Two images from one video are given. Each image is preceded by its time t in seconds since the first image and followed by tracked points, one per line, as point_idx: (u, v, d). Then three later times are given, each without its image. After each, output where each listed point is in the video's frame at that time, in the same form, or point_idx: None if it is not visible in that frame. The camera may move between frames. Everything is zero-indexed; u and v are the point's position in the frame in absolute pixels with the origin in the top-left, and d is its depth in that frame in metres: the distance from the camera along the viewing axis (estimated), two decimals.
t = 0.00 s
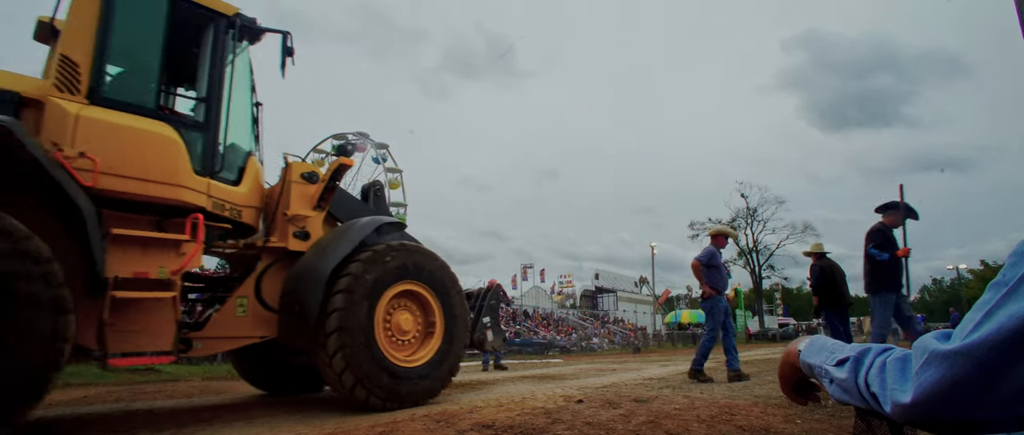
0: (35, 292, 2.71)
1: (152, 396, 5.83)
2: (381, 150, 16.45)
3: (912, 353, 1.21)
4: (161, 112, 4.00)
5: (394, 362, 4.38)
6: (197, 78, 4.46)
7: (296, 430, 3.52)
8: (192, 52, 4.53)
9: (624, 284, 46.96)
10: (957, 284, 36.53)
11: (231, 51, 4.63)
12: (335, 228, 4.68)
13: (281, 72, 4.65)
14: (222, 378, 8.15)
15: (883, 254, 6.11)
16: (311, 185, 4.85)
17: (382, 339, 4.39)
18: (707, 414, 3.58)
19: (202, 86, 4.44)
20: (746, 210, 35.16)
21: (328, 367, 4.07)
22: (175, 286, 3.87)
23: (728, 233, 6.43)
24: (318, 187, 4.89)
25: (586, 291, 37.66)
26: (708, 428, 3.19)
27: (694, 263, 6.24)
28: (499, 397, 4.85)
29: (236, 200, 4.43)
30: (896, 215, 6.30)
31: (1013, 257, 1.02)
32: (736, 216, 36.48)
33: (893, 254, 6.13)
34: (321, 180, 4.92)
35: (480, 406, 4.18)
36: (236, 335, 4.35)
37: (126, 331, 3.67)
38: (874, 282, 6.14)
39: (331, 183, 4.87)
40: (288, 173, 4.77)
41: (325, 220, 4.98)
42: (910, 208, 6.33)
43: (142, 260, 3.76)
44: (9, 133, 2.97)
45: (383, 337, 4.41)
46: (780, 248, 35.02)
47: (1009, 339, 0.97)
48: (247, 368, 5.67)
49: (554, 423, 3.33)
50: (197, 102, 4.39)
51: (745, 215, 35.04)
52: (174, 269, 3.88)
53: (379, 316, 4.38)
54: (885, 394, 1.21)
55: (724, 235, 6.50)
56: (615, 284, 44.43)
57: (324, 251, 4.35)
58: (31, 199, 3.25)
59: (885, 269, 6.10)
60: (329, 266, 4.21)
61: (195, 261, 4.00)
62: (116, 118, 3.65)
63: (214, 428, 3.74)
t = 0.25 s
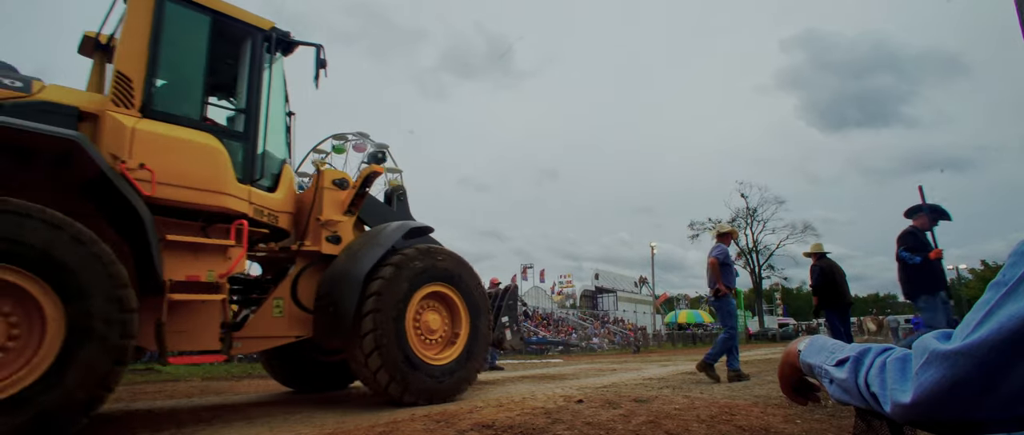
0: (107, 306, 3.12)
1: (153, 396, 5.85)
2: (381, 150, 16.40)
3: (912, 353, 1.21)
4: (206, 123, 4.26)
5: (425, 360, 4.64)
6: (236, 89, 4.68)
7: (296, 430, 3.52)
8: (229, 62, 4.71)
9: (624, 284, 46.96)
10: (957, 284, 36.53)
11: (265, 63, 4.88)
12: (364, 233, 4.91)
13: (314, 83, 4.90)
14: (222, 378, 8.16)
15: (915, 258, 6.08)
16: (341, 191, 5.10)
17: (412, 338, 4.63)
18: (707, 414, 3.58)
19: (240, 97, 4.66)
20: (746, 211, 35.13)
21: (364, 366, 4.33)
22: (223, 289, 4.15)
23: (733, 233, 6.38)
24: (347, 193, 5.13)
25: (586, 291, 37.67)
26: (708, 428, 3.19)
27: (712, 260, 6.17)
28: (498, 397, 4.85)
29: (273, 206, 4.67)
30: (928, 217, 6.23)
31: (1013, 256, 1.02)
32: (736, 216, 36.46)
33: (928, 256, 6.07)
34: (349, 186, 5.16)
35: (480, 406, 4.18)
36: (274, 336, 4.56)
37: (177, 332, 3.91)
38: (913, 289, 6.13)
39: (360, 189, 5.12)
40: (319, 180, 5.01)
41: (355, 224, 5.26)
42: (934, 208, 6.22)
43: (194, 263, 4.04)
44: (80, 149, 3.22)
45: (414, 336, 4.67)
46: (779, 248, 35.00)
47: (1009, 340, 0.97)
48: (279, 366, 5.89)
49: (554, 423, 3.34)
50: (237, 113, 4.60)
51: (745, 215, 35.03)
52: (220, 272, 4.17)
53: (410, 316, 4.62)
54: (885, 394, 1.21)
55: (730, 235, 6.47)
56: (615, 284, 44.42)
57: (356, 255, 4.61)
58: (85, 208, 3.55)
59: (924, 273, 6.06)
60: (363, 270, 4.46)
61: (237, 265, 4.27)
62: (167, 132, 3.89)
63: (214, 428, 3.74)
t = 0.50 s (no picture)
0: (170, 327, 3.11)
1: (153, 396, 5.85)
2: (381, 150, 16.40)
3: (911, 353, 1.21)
4: (247, 133, 4.33)
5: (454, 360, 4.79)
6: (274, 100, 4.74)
7: (296, 430, 3.52)
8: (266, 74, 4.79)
9: (624, 284, 46.97)
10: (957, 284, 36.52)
11: (303, 75, 4.95)
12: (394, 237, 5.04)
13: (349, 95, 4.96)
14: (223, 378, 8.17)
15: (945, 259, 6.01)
16: (372, 197, 5.15)
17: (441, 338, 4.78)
18: (707, 414, 3.58)
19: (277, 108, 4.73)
20: (746, 211, 35.13)
21: (397, 365, 4.48)
22: (266, 293, 4.23)
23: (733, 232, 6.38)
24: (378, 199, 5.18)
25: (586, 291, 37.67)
26: (708, 428, 3.19)
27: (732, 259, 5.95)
28: (498, 397, 4.85)
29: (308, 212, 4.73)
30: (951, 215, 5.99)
31: (1012, 256, 1.02)
32: (736, 216, 36.45)
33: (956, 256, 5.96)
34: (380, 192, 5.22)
35: (480, 406, 4.19)
36: (310, 336, 4.60)
37: (224, 332, 3.95)
38: (938, 286, 6.14)
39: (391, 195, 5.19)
40: (351, 186, 5.06)
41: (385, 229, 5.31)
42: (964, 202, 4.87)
43: (239, 268, 4.10)
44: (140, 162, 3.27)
45: (443, 336, 4.81)
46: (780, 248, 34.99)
47: (1009, 339, 0.97)
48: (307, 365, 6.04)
49: (554, 423, 3.34)
50: (274, 123, 4.65)
51: (745, 215, 35.03)
52: (265, 276, 4.22)
53: (439, 317, 4.76)
54: (884, 394, 1.21)
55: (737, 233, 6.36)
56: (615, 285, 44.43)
57: (388, 259, 4.72)
58: (139, 214, 3.55)
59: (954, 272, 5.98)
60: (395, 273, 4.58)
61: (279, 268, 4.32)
62: (215, 143, 3.97)
63: (214, 428, 3.74)
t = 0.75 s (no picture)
0: (224, 329, 3.29)
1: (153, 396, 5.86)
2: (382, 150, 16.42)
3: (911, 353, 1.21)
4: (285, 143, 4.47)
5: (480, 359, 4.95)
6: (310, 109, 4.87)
7: (296, 430, 3.52)
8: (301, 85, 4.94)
9: (624, 284, 46.98)
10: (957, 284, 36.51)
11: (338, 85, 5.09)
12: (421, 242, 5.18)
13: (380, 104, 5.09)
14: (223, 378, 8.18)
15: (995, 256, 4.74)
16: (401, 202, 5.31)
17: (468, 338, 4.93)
18: (707, 414, 3.58)
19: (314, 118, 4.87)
20: (746, 211, 35.12)
21: (427, 363, 4.63)
22: (306, 295, 4.42)
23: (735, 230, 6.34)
24: (406, 204, 5.34)
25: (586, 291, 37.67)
26: (708, 428, 3.19)
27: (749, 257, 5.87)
28: (498, 397, 4.85)
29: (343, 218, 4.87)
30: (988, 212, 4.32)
31: (1011, 255, 1.02)
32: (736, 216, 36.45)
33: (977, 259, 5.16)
34: (408, 198, 5.37)
35: (480, 406, 4.19)
36: (343, 336, 4.79)
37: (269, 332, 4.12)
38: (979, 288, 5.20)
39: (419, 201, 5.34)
40: (380, 192, 5.23)
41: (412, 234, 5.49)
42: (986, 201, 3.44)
43: (282, 271, 4.28)
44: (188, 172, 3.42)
45: (470, 336, 4.97)
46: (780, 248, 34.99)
47: (1009, 338, 0.97)
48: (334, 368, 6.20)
49: (554, 423, 3.34)
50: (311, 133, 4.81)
51: (745, 215, 35.03)
52: (305, 280, 4.39)
53: (466, 318, 4.91)
54: (884, 394, 1.22)
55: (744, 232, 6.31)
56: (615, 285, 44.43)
57: (417, 263, 4.87)
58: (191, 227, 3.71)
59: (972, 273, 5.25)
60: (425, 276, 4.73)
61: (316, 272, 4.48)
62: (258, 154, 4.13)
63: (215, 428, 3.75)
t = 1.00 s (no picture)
0: (263, 363, 3.63)
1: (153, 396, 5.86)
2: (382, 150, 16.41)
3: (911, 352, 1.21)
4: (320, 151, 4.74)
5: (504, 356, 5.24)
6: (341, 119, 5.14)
7: (296, 430, 3.52)
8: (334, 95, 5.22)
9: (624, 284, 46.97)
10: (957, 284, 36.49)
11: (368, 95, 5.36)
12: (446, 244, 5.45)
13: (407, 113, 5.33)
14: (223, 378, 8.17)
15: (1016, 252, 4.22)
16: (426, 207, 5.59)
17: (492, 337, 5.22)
18: (707, 414, 3.58)
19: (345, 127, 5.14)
20: (746, 211, 35.12)
21: (455, 360, 4.92)
22: (344, 297, 4.66)
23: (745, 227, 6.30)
24: (431, 208, 5.63)
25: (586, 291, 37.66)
26: (708, 428, 3.19)
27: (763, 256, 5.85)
28: (498, 397, 4.85)
29: (373, 221, 5.14)
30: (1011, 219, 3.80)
31: (1012, 255, 1.02)
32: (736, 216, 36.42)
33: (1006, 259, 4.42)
34: (434, 202, 5.66)
35: (480, 406, 4.19)
36: (374, 335, 5.03)
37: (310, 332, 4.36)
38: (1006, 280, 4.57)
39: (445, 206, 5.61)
40: (408, 197, 5.51)
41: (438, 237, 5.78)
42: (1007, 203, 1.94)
43: (320, 274, 4.51)
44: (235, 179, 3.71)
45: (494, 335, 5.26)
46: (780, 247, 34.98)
47: (1009, 338, 0.97)
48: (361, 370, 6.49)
49: (554, 423, 3.34)
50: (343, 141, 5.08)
51: (745, 215, 35.02)
52: (342, 282, 4.64)
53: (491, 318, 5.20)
54: (885, 394, 1.21)
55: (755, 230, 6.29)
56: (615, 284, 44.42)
57: (444, 266, 5.14)
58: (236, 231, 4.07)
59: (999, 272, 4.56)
60: (452, 279, 5.00)
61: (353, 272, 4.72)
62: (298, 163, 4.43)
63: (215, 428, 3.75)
